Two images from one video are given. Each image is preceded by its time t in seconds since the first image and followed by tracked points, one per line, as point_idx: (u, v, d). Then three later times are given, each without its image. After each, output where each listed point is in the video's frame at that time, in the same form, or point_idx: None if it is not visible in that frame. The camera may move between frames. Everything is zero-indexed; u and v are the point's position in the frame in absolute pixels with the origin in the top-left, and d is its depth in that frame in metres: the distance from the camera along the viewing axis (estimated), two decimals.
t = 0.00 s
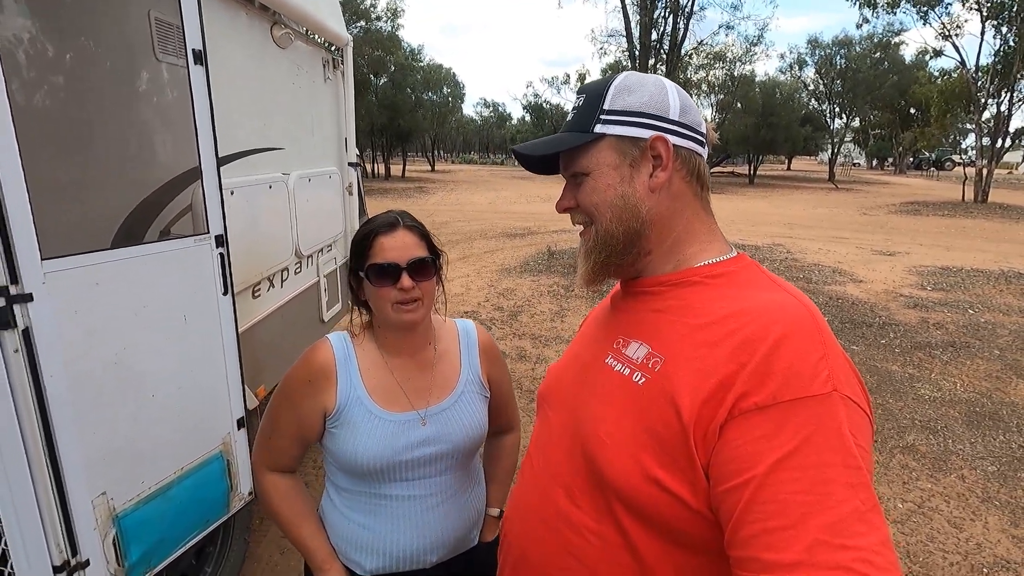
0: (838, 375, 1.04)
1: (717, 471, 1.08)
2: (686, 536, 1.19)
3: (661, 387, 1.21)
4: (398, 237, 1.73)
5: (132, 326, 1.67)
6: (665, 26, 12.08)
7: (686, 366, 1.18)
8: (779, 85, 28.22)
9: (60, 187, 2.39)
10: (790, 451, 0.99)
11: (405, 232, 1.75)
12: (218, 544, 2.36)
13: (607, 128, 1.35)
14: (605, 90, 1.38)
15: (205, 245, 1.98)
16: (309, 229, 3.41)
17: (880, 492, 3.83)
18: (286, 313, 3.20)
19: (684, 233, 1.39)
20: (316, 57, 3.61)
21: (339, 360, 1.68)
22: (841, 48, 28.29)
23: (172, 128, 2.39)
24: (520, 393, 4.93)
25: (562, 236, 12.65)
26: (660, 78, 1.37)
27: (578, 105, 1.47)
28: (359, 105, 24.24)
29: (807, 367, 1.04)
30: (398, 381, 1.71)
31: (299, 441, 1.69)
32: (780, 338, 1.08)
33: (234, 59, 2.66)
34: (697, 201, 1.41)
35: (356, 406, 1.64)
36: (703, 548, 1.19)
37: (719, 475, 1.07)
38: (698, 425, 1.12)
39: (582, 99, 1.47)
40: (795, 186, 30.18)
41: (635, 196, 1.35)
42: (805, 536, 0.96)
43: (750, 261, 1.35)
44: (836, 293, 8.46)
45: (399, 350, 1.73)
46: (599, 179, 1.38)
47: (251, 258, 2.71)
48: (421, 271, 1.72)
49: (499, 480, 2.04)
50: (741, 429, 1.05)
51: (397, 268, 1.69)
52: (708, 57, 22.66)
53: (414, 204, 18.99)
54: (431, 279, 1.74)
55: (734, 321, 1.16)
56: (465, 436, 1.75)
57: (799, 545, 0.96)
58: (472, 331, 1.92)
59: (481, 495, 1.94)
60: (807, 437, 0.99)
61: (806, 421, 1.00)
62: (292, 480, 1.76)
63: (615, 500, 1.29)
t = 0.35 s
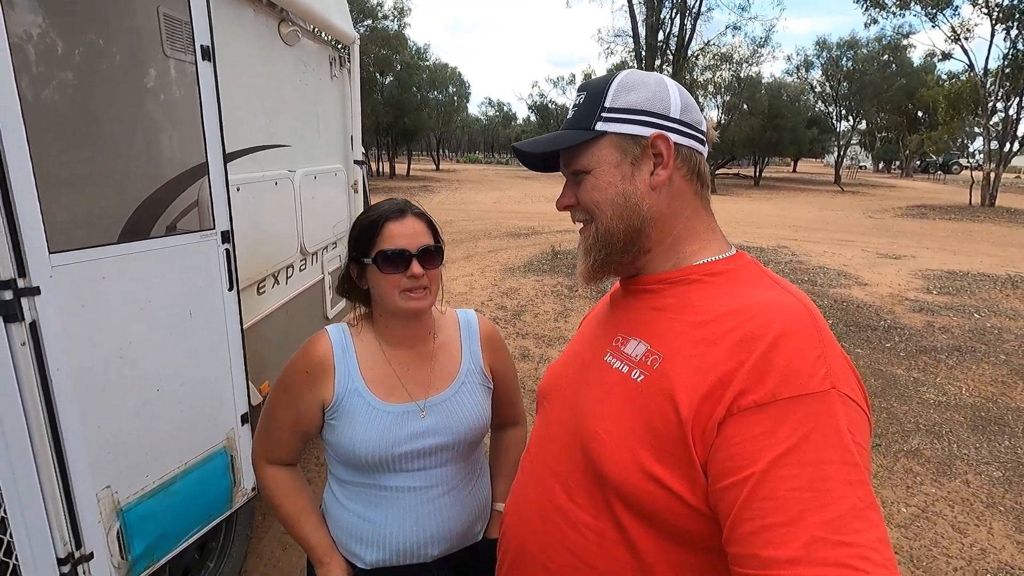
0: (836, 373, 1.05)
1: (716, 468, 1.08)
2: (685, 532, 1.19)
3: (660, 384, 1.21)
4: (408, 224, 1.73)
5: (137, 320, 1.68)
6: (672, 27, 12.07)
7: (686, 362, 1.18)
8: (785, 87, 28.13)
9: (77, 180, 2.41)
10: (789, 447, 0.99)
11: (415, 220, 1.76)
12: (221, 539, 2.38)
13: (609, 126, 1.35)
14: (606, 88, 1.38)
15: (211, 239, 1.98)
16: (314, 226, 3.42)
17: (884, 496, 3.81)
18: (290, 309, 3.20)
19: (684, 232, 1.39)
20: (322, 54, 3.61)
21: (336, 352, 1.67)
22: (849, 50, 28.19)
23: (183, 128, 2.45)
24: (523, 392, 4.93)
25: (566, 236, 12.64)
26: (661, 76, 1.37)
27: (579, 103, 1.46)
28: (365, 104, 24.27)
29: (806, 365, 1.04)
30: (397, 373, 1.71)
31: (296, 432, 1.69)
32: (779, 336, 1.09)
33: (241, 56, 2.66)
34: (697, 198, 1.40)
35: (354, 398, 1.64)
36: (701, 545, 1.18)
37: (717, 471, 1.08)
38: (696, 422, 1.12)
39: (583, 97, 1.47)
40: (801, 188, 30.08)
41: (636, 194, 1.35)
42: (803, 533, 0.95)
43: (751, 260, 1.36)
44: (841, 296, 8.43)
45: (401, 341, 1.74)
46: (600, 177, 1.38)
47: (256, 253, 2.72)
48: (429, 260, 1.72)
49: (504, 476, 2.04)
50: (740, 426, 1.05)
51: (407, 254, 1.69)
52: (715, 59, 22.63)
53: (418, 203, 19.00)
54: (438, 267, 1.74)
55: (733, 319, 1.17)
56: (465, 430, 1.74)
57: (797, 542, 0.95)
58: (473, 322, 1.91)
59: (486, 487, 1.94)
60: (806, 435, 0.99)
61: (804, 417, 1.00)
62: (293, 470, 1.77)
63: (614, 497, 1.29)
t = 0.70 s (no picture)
0: (833, 371, 1.04)
1: (713, 466, 1.07)
2: (682, 531, 1.18)
3: (657, 382, 1.20)
4: (404, 228, 1.71)
5: (132, 317, 1.66)
6: (670, 24, 12.06)
7: (683, 361, 1.17)
8: (783, 84, 28.13)
9: (74, 175, 2.43)
10: (787, 446, 0.98)
11: (410, 223, 1.74)
12: (217, 538, 2.37)
13: (608, 123, 1.33)
14: (605, 83, 1.36)
15: (207, 236, 1.97)
16: (311, 223, 3.40)
17: (880, 493, 3.82)
18: (287, 306, 3.19)
19: (682, 229, 1.38)
20: (319, 49, 3.59)
21: (332, 351, 1.66)
22: (846, 47, 28.19)
23: (177, 122, 2.40)
24: (521, 390, 4.93)
25: (564, 233, 12.63)
26: (659, 72, 1.36)
27: (576, 98, 1.44)
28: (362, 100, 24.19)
29: (803, 363, 1.04)
30: (393, 372, 1.70)
31: (292, 430, 1.68)
32: (776, 334, 1.08)
33: (238, 50, 2.64)
34: (695, 195, 1.40)
35: (350, 397, 1.63)
36: (698, 542, 1.18)
37: (713, 469, 1.07)
38: (694, 420, 1.12)
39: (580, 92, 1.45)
40: (799, 186, 30.12)
41: (636, 192, 1.34)
42: (800, 531, 0.95)
43: (748, 257, 1.35)
44: (838, 293, 8.43)
45: (397, 342, 1.73)
46: (598, 174, 1.36)
47: (252, 250, 2.70)
48: (425, 262, 1.72)
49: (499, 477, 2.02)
50: (738, 424, 1.05)
51: (403, 259, 1.67)
52: (713, 56, 22.62)
53: (416, 199, 18.96)
54: (433, 269, 1.73)
55: (730, 316, 1.16)
56: (461, 429, 1.74)
57: (794, 540, 0.95)
58: (469, 322, 1.89)
59: (480, 490, 1.93)
60: (803, 432, 0.98)
61: (801, 416, 1.00)
62: (288, 469, 1.76)
63: (611, 496, 1.28)
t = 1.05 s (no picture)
0: (823, 364, 1.05)
1: (706, 460, 1.08)
2: (678, 526, 1.19)
3: (651, 379, 1.22)
4: (394, 231, 1.72)
5: (130, 321, 1.66)
6: (665, 24, 12.10)
7: (676, 358, 1.19)
8: (777, 84, 28.22)
9: (69, 180, 2.40)
10: (779, 438, 0.99)
11: (399, 226, 1.74)
12: (217, 542, 2.36)
13: (642, 113, 1.33)
14: (635, 72, 1.36)
15: (204, 239, 1.97)
16: (308, 225, 3.40)
17: (878, 490, 3.83)
18: (284, 309, 3.19)
19: (687, 227, 1.41)
20: (314, 52, 3.59)
21: (330, 353, 1.66)
22: (840, 47, 28.29)
23: (172, 124, 2.40)
24: (519, 391, 4.93)
25: (561, 234, 12.64)
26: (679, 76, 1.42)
27: (597, 82, 1.41)
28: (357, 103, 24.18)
29: (793, 357, 1.05)
30: (389, 373, 1.70)
31: (288, 429, 1.67)
32: (766, 329, 1.10)
33: (233, 54, 2.64)
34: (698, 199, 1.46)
35: (347, 398, 1.63)
36: (692, 537, 1.19)
37: (707, 464, 1.08)
38: (687, 415, 1.13)
39: (599, 77, 1.43)
40: (794, 185, 30.19)
41: (658, 187, 1.35)
42: (792, 522, 0.95)
43: (738, 256, 1.37)
44: (834, 292, 8.45)
45: (394, 343, 1.72)
46: (623, 163, 1.35)
47: (249, 253, 2.70)
48: (419, 264, 1.73)
49: (487, 474, 2.03)
50: (730, 419, 1.06)
51: (398, 261, 1.68)
52: (707, 56, 22.69)
53: (412, 201, 18.95)
54: (428, 270, 1.75)
55: (721, 313, 1.18)
56: (456, 428, 1.75)
57: (787, 531, 0.95)
58: (463, 325, 1.91)
59: (469, 486, 1.94)
60: (795, 425, 0.99)
61: (792, 409, 1.01)
62: (284, 471, 1.76)
63: (607, 493, 1.29)
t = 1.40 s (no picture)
0: (815, 361, 1.05)
1: (699, 459, 1.09)
2: (671, 524, 1.19)
3: (643, 379, 1.23)
4: (383, 233, 1.71)
5: (126, 323, 1.65)
6: (660, 19, 12.10)
7: (667, 357, 1.20)
8: (773, 78, 28.21)
9: (59, 180, 2.40)
10: (771, 436, 0.99)
11: (390, 229, 1.73)
12: (216, 543, 2.36)
13: (680, 114, 1.36)
14: (674, 72, 1.39)
15: (200, 241, 1.96)
16: (305, 225, 3.39)
17: (877, 483, 3.84)
18: (282, 309, 3.19)
19: (696, 236, 1.44)
20: (309, 51, 3.57)
21: (321, 354, 1.65)
22: (836, 40, 28.28)
23: (167, 125, 2.40)
24: (518, 388, 4.94)
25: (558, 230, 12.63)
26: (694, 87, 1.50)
27: (633, 70, 1.40)
28: (353, 101, 24.12)
29: (785, 354, 1.05)
30: (381, 373, 1.69)
31: (281, 432, 1.67)
32: (757, 327, 1.10)
33: (226, 53, 2.63)
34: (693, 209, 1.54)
35: (340, 400, 1.62)
36: (686, 534, 1.19)
37: (700, 462, 1.08)
38: (679, 414, 1.14)
39: (633, 67, 1.42)
40: (791, 179, 30.19)
41: (681, 191, 1.39)
42: (786, 520, 0.95)
43: (728, 253, 1.38)
44: (832, 286, 8.47)
45: (386, 343, 1.72)
46: (657, 161, 1.36)
47: (245, 254, 2.69)
48: (407, 265, 1.72)
49: (480, 468, 2.03)
50: (722, 417, 1.06)
51: (387, 265, 1.67)
52: (703, 50, 22.69)
53: (409, 199, 18.91)
54: (417, 272, 1.74)
55: (711, 312, 1.19)
56: (449, 426, 1.75)
57: (780, 530, 0.95)
58: (454, 323, 1.91)
59: (463, 480, 1.94)
60: (786, 422, 0.99)
61: (783, 406, 1.01)
62: (278, 472, 1.75)
63: (601, 493, 1.30)
